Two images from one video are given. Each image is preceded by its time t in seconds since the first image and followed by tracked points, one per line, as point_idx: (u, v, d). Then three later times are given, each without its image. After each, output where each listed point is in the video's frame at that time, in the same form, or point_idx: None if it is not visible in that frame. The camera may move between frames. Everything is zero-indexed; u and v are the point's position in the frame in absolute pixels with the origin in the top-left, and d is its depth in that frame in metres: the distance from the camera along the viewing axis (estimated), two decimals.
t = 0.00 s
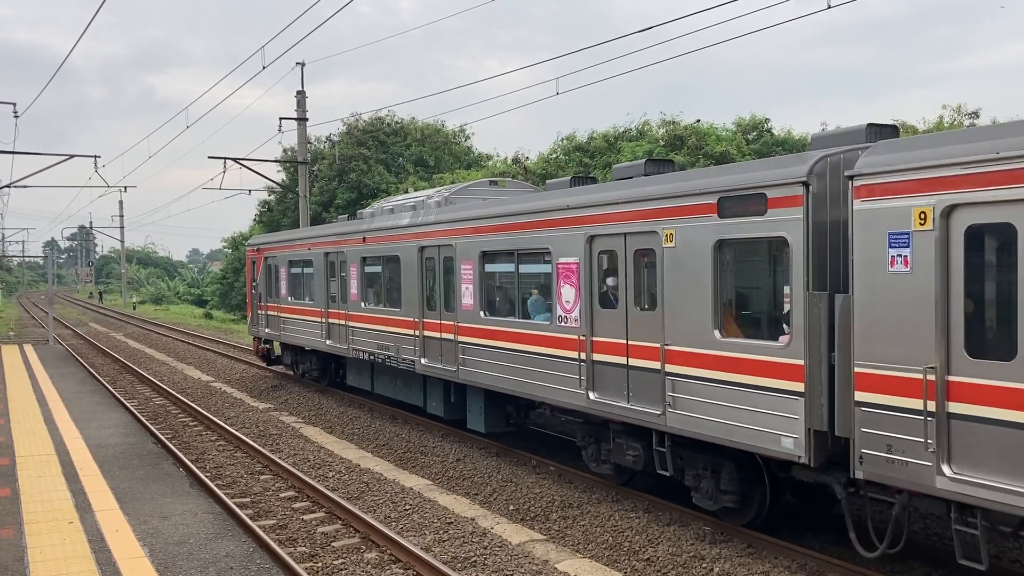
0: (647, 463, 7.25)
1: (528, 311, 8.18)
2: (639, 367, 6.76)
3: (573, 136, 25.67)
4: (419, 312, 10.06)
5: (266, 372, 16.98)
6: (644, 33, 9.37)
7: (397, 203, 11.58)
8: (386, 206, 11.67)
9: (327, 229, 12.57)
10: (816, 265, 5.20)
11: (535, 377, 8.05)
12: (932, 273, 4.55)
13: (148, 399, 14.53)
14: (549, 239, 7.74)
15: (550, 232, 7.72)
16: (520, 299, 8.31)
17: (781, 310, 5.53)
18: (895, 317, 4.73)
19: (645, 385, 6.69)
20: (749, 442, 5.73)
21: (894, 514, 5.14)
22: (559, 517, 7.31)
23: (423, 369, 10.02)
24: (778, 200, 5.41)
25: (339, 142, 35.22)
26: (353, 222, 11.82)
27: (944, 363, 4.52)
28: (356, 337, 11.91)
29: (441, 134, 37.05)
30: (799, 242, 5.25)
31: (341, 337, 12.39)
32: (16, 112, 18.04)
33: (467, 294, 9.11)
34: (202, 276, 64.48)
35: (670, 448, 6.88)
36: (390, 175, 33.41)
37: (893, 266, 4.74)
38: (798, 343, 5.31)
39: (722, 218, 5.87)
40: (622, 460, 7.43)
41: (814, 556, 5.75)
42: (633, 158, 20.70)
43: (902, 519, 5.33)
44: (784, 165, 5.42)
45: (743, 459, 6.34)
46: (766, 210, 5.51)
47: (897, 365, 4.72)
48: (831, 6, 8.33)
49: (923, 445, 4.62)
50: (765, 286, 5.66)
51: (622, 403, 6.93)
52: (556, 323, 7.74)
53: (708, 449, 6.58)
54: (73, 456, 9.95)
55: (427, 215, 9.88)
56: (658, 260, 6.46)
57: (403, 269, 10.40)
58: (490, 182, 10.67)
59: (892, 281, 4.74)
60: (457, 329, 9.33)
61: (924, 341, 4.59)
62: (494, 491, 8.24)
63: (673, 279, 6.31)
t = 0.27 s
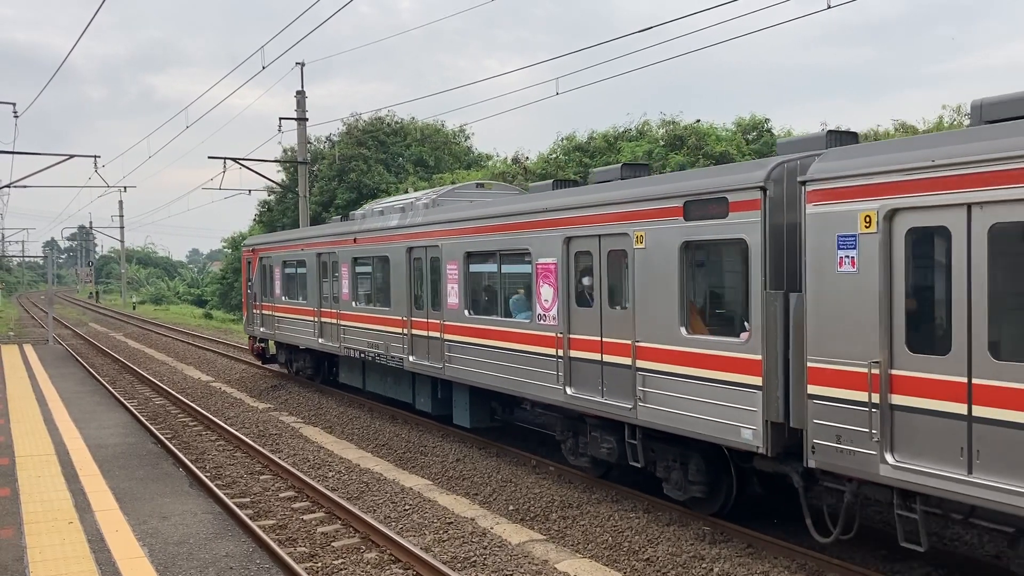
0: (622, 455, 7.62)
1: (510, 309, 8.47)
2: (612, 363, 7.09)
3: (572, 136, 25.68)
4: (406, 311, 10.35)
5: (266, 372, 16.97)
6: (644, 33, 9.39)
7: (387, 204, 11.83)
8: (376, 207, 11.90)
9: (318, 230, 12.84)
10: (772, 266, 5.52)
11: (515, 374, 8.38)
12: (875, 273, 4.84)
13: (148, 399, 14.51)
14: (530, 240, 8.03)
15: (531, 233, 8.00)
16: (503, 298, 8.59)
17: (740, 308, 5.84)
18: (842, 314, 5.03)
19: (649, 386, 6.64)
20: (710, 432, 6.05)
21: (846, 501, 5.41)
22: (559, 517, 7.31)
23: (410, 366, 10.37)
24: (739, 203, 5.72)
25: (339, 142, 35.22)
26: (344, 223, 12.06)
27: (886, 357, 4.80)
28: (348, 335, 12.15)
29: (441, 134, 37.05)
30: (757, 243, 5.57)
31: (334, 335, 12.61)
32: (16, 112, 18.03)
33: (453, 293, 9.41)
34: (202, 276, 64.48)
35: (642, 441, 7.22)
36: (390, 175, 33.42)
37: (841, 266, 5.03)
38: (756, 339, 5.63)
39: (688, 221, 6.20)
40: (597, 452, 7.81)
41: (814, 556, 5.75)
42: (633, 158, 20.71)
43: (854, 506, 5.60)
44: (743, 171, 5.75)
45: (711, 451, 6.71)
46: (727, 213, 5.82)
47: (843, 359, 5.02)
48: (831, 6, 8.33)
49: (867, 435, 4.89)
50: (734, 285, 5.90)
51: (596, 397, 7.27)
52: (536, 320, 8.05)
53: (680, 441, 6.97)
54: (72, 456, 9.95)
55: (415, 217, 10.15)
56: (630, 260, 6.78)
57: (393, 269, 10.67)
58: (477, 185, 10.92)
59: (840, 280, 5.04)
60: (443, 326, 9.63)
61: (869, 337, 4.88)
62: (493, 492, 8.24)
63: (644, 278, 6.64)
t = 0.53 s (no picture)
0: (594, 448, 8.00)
1: (490, 308, 8.84)
2: (585, 359, 7.50)
3: (572, 137, 25.70)
4: (394, 310, 10.73)
5: (266, 372, 16.96)
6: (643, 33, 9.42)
7: (377, 206, 12.21)
8: (367, 209, 12.28)
9: (310, 232, 13.23)
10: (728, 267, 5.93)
11: (494, 369, 8.78)
12: (820, 274, 5.24)
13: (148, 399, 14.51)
14: (509, 242, 8.43)
15: (509, 235, 8.39)
16: (484, 297, 8.98)
17: (700, 306, 6.25)
18: (791, 312, 5.44)
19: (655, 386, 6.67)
20: (674, 424, 6.46)
21: (797, 488, 5.82)
22: (559, 517, 7.31)
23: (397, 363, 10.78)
24: (699, 207, 6.12)
25: (339, 142, 35.22)
26: (336, 225, 12.46)
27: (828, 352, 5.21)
28: (339, 334, 12.52)
29: (441, 134, 37.05)
30: (716, 245, 5.98)
31: (325, 333, 12.97)
32: (15, 112, 18.03)
33: (437, 293, 9.78)
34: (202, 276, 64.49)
35: (613, 432, 7.64)
36: (390, 175, 33.42)
37: (790, 267, 5.45)
38: (715, 336, 6.04)
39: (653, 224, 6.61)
40: (571, 444, 8.21)
41: (814, 556, 5.75)
42: (633, 158, 20.71)
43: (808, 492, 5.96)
44: (704, 177, 6.15)
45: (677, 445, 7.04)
46: (690, 217, 6.22)
47: (791, 354, 5.44)
48: (830, 7, 8.35)
49: (812, 425, 5.30)
50: (701, 288, 6.24)
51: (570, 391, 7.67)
52: (514, 319, 8.44)
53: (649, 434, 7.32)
54: (72, 456, 9.94)
55: (402, 218, 10.54)
56: (601, 261, 7.20)
57: (381, 269, 11.05)
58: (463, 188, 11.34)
59: (789, 281, 5.46)
60: (429, 325, 10.02)
61: (815, 334, 5.29)
62: (493, 492, 8.24)
63: (615, 279, 7.05)
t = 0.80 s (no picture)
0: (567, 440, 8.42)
1: (471, 306, 9.26)
2: (559, 355, 7.90)
3: (572, 137, 25.72)
4: (382, 309, 11.17)
5: (266, 372, 16.96)
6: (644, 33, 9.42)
7: (367, 209, 12.66)
8: (357, 211, 12.74)
9: (302, 233, 13.67)
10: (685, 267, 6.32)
11: (475, 365, 9.20)
12: (767, 274, 5.63)
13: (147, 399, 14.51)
14: (487, 243, 8.85)
15: (487, 237, 8.82)
16: (465, 296, 9.39)
17: (662, 305, 6.66)
18: (743, 309, 5.83)
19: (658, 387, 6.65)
20: (638, 416, 6.86)
21: (750, 476, 6.24)
22: (559, 518, 7.30)
23: (385, 360, 11.22)
24: (661, 211, 6.52)
25: (339, 142, 35.24)
26: (327, 226, 12.92)
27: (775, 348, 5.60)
28: (330, 332, 13.00)
29: (441, 134, 37.06)
30: (675, 247, 6.37)
31: (316, 332, 13.46)
32: (16, 112, 18.02)
33: (422, 292, 10.19)
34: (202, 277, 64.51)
35: (584, 425, 8.07)
36: (389, 176, 33.43)
37: (740, 268, 5.85)
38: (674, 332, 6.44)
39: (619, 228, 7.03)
40: (547, 437, 8.64)
41: (813, 556, 5.76)
42: (633, 159, 20.73)
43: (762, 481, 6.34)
44: (665, 184, 6.57)
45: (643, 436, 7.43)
46: (653, 220, 6.61)
47: (741, 349, 5.85)
48: (830, 7, 8.34)
49: (761, 416, 5.70)
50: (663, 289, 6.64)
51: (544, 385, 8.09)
52: (492, 317, 8.86)
53: (619, 427, 7.70)
54: (71, 457, 9.94)
55: (389, 221, 10.96)
56: (572, 262, 7.61)
57: (370, 269, 11.49)
58: (449, 191, 11.81)
59: (745, 282, 5.81)
60: (414, 323, 10.44)
61: (762, 331, 5.69)
62: (493, 492, 8.23)
63: (585, 279, 7.46)
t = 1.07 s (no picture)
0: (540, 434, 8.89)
1: (451, 305, 9.65)
2: (531, 351, 8.29)
3: (571, 137, 25.72)
4: (368, 308, 11.60)
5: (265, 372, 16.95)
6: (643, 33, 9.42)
7: (355, 211, 13.10)
8: (346, 213, 13.17)
9: (293, 235, 14.09)
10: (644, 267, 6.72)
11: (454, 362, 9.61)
12: (716, 272, 6.02)
13: (147, 399, 14.50)
14: (465, 245, 9.27)
15: (465, 238, 9.22)
16: (446, 296, 9.79)
17: (623, 304, 7.06)
18: (694, 307, 6.23)
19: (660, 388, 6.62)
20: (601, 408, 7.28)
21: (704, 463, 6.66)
22: (559, 518, 7.30)
23: (371, 358, 11.65)
24: (624, 215, 6.92)
25: (339, 142, 35.24)
26: (317, 228, 13.35)
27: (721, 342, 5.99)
28: (320, 331, 13.45)
29: (441, 134, 37.05)
30: (636, 250, 6.79)
31: (307, 330, 13.93)
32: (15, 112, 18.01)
33: (406, 292, 10.60)
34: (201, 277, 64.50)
35: (554, 417, 8.51)
36: (389, 176, 33.43)
37: (691, 268, 6.26)
38: (634, 329, 6.84)
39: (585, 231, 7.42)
40: (519, 429, 9.08)
41: (813, 556, 5.75)
42: (633, 159, 20.72)
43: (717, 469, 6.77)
44: (627, 189, 6.97)
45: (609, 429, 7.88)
46: (614, 223, 7.02)
47: (692, 344, 6.25)
48: (830, 8, 8.33)
49: (710, 407, 6.10)
50: (623, 288, 7.05)
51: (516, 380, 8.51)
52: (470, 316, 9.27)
53: (588, 419, 8.13)
54: (71, 457, 9.93)
55: (375, 223, 11.37)
56: (541, 264, 8.01)
57: (357, 270, 11.92)
58: (433, 194, 12.27)
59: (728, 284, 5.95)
60: (398, 321, 10.85)
61: (711, 328, 6.08)
62: (493, 492, 8.23)
63: (555, 279, 7.85)
